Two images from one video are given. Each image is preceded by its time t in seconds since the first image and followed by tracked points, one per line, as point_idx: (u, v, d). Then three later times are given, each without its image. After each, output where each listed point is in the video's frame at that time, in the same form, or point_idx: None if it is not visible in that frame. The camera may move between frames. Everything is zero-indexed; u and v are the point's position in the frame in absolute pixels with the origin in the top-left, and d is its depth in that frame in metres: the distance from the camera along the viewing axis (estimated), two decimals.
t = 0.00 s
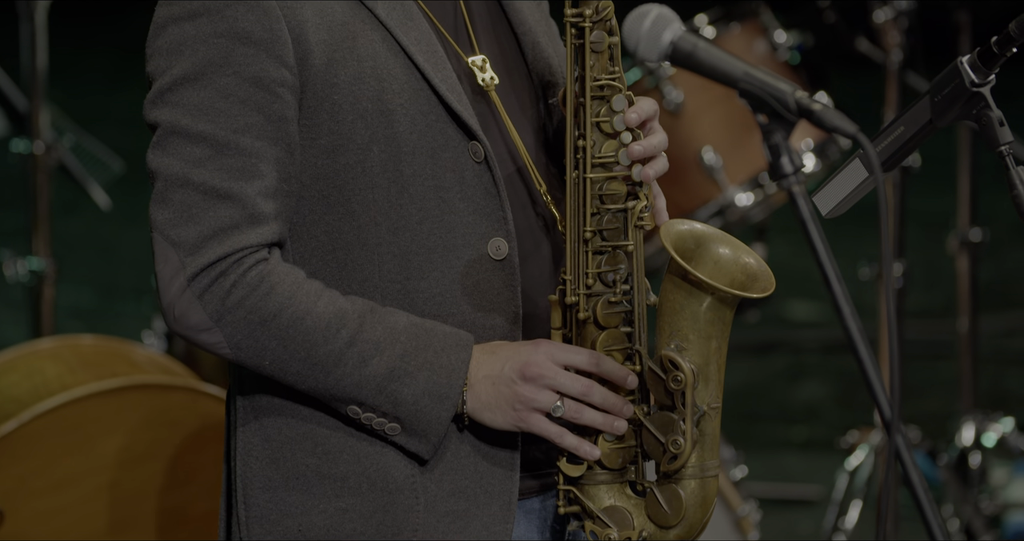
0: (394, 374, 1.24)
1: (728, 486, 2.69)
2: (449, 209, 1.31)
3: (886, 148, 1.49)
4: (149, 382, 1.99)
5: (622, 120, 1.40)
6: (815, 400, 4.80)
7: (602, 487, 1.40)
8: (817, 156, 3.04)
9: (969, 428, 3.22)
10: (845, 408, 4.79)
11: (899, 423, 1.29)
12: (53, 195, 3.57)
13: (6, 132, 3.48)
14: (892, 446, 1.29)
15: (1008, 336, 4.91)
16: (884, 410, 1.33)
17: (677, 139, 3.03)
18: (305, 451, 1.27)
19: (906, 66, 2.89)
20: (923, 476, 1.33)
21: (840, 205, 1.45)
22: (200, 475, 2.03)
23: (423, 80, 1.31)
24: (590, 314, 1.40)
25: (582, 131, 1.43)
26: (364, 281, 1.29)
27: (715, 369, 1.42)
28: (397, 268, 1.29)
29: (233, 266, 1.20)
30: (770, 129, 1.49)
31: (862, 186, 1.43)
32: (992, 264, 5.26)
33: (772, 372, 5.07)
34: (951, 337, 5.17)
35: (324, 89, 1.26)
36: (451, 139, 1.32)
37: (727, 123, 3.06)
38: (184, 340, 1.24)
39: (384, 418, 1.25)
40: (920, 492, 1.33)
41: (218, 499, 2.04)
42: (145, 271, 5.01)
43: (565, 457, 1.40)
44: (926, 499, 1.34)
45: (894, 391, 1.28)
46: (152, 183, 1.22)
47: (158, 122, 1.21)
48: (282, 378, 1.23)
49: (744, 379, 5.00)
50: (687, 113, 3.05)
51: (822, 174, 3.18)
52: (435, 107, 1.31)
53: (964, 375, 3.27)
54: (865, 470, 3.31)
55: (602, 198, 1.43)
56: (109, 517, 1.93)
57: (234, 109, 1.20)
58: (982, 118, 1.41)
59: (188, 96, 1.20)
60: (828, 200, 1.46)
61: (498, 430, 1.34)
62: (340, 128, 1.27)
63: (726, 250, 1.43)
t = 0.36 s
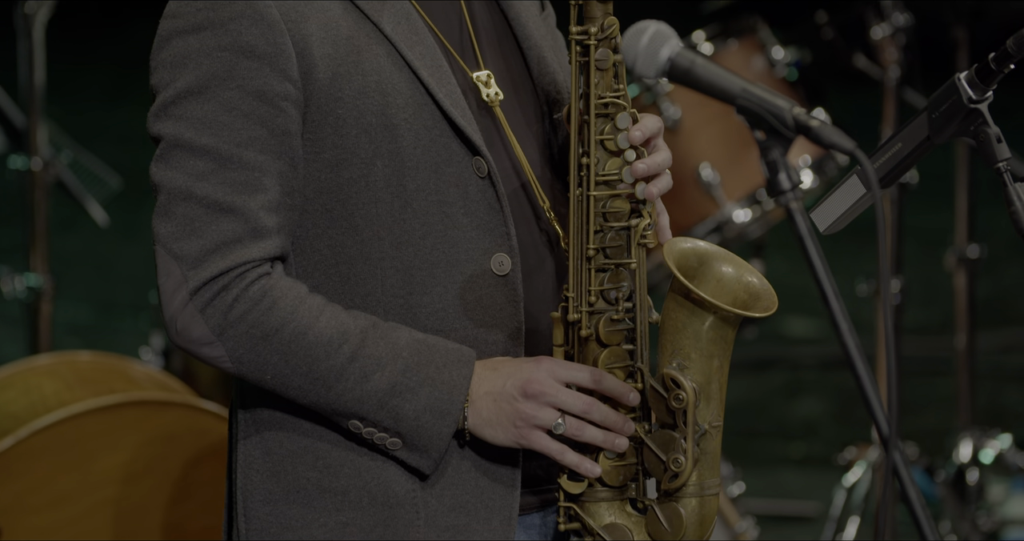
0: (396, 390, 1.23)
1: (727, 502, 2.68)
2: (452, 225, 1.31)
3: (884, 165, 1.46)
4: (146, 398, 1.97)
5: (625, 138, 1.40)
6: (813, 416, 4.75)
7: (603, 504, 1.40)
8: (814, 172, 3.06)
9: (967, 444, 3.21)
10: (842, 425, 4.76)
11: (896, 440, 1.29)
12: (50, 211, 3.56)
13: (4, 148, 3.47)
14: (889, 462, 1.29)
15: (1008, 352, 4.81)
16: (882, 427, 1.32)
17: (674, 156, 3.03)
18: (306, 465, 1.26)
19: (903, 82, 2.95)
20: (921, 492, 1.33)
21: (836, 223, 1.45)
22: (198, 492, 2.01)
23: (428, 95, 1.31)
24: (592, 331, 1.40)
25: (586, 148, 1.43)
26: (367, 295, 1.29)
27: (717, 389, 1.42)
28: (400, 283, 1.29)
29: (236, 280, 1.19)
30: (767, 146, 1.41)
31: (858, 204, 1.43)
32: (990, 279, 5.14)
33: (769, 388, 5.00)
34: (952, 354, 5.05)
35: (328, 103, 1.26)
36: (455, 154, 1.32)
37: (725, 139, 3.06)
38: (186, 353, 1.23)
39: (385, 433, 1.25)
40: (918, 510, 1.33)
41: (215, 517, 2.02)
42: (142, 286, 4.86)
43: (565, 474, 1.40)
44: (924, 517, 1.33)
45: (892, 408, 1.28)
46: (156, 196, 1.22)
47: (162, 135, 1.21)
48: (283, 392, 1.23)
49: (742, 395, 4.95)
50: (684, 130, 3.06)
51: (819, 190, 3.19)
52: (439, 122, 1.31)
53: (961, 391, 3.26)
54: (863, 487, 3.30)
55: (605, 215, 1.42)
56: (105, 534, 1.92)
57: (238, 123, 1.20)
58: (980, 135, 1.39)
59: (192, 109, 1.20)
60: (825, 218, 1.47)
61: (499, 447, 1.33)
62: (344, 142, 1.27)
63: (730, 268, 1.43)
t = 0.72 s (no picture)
0: (399, 401, 1.23)
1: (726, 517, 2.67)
2: (456, 235, 1.31)
3: (883, 179, 1.46)
4: (146, 412, 1.97)
5: (629, 150, 1.40)
6: (812, 431, 4.73)
7: (605, 516, 1.40)
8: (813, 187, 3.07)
9: (965, 458, 3.22)
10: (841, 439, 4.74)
11: (895, 454, 1.29)
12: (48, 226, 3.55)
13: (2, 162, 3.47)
14: (889, 475, 1.29)
15: (1006, 367, 4.77)
16: (880, 440, 1.31)
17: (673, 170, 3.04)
18: (308, 474, 1.26)
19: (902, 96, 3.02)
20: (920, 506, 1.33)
21: (835, 237, 1.46)
22: (197, 505, 2.02)
23: (431, 106, 1.31)
24: (595, 343, 1.41)
25: (589, 161, 1.44)
26: (370, 306, 1.29)
27: (719, 400, 1.42)
28: (403, 293, 1.29)
29: (239, 290, 1.19)
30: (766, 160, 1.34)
31: (857, 218, 1.43)
32: (988, 294, 4.91)
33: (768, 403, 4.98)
34: (949, 368, 4.93)
35: (332, 114, 1.26)
36: (458, 165, 1.32)
37: (724, 154, 3.07)
38: (188, 363, 1.23)
39: (387, 443, 1.24)
40: (917, 524, 1.33)
41: (215, 531, 2.03)
42: (141, 300, 4.86)
43: (566, 486, 1.39)
44: (922, 530, 1.34)
45: (891, 423, 1.28)
46: (159, 206, 1.22)
47: (165, 145, 1.21)
48: (285, 403, 1.23)
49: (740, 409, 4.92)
50: (683, 145, 3.06)
51: (818, 204, 3.20)
52: (443, 132, 1.31)
53: (960, 404, 3.26)
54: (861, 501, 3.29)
55: (609, 227, 1.43)
56: None
57: (241, 133, 1.20)
58: (978, 149, 1.38)
59: (194, 118, 1.20)
60: (824, 231, 1.47)
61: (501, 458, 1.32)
62: (347, 152, 1.27)
63: (733, 281, 1.43)
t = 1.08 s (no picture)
0: (399, 407, 1.23)
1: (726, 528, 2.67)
2: (457, 241, 1.31)
3: (882, 189, 1.47)
4: (144, 422, 1.96)
5: (629, 156, 1.40)
6: (811, 441, 4.71)
7: (605, 523, 1.39)
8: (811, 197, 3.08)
9: (964, 468, 3.23)
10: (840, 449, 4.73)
11: (893, 464, 1.28)
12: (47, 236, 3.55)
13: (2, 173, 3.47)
14: (886, 485, 1.29)
15: (1006, 377, 4.77)
16: (879, 450, 1.31)
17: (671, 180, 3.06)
18: (309, 480, 1.26)
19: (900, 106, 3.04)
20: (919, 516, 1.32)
21: (834, 246, 1.46)
22: (197, 514, 2.01)
23: (432, 112, 1.32)
24: (596, 350, 1.41)
25: (589, 166, 1.44)
26: (372, 312, 1.29)
27: (720, 407, 1.42)
28: (404, 300, 1.29)
29: (239, 297, 1.19)
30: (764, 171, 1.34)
31: (856, 228, 1.43)
32: (988, 304, 4.95)
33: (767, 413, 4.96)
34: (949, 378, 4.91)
35: (332, 120, 1.27)
36: (459, 171, 1.32)
37: (723, 165, 3.08)
38: (189, 370, 1.23)
39: (388, 450, 1.24)
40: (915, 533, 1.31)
41: None
42: (141, 310, 4.85)
43: (567, 493, 1.39)
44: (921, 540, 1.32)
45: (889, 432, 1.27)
46: (159, 212, 1.22)
47: (165, 151, 1.21)
48: (286, 409, 1.23)
49: (740, 419, 4.91)
50: (681, 155, 3.08)
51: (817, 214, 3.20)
52: (444, 139, 1.32)
53: (959, 414, 3.26)
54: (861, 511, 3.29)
55: (610, 233, 1.43)
56: None
57: (241, 139, 1.20)
58: (977, 158, 1.39)
59: (195, 124, 1.20)
60: (823, 241, 1.47)
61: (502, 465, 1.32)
62: (348, 158, 1.27)
63: (733, 287, 1.44)
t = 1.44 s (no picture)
0: (399, 420, 1.23)
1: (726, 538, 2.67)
2: (457, 253, 1.31)
3: (883, 199, 1.46)
4: (145, 432, 1.95)
5: (627, 168, 1.41)
6: (811, 450, 4.69)
7: (606, 535, 1.38)
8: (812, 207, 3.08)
9: (964, 478, 3.22)
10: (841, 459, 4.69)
11: (894, 475, 1.28)
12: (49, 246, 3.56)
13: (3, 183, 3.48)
14: (887, 496, 1.29)
15: (1006, 386, 4.74)
16: (880, 460, 1.31)
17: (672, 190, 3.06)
18: (309, 494, 1.26)
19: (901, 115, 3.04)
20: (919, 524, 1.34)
21: (835, 256, 1.46)
22: (199, 525, 2.00)
23: (433, 123, 1.31)
24: (596, 361, 1.41)
25: (590, 178, 1.44)
26: (372, 324, 1.29)
27: (720, 418, 1.42)
28: (404, 312, 1.29)
29: (238, 309, 1.20)
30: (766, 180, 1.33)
31: (857, 238, 1.43)
32: (988, 314, 4.94)
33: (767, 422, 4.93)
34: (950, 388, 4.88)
35: (333, 132, 1.27)
36: (459, 183, 1.32)
37: (723, 174, 3.09)
38: (189, 383, 1.23)
39: (387, 462, 1.24)
40: None
41: None
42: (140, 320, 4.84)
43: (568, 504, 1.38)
44: None
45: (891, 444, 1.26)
46: (160, 224, 1.22)
47: (166, 163, 1.22)
48: (286, 422, 1.23)
49: (740, 428, 4.89)
50: (682, 165, 3.08)
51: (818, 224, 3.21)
52: (444, 150, 1.32)
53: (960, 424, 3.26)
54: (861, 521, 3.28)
55: (610, 244, 1.43)
56: None
57: (242, 152, 1.20)
58: (978, 169, 1.39)
59: (196, 136, 1.21)
60: (824, 250, 1.47)
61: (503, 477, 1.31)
62: (349, 171, 1.28)
63: (734, 298, 1.43)
